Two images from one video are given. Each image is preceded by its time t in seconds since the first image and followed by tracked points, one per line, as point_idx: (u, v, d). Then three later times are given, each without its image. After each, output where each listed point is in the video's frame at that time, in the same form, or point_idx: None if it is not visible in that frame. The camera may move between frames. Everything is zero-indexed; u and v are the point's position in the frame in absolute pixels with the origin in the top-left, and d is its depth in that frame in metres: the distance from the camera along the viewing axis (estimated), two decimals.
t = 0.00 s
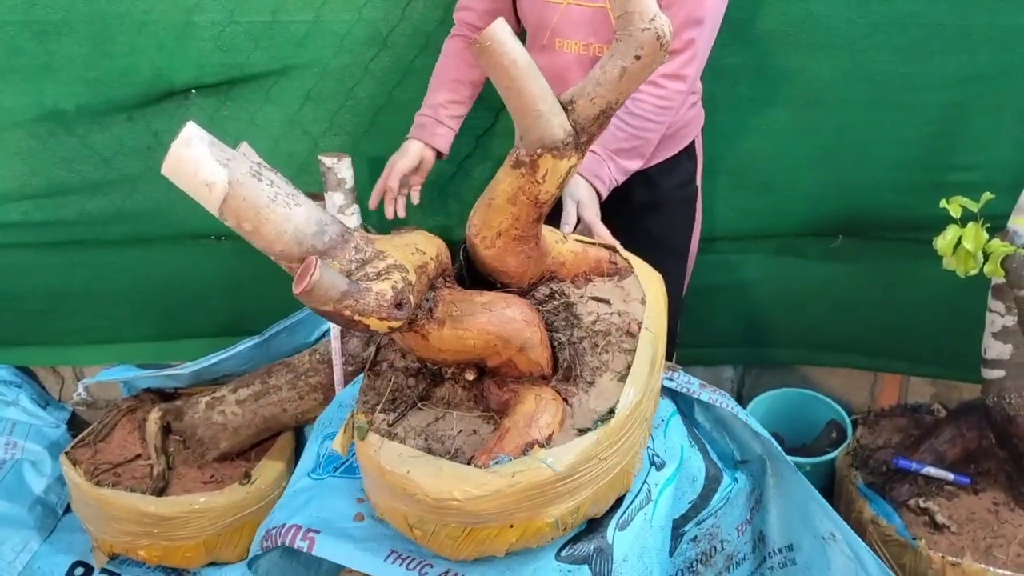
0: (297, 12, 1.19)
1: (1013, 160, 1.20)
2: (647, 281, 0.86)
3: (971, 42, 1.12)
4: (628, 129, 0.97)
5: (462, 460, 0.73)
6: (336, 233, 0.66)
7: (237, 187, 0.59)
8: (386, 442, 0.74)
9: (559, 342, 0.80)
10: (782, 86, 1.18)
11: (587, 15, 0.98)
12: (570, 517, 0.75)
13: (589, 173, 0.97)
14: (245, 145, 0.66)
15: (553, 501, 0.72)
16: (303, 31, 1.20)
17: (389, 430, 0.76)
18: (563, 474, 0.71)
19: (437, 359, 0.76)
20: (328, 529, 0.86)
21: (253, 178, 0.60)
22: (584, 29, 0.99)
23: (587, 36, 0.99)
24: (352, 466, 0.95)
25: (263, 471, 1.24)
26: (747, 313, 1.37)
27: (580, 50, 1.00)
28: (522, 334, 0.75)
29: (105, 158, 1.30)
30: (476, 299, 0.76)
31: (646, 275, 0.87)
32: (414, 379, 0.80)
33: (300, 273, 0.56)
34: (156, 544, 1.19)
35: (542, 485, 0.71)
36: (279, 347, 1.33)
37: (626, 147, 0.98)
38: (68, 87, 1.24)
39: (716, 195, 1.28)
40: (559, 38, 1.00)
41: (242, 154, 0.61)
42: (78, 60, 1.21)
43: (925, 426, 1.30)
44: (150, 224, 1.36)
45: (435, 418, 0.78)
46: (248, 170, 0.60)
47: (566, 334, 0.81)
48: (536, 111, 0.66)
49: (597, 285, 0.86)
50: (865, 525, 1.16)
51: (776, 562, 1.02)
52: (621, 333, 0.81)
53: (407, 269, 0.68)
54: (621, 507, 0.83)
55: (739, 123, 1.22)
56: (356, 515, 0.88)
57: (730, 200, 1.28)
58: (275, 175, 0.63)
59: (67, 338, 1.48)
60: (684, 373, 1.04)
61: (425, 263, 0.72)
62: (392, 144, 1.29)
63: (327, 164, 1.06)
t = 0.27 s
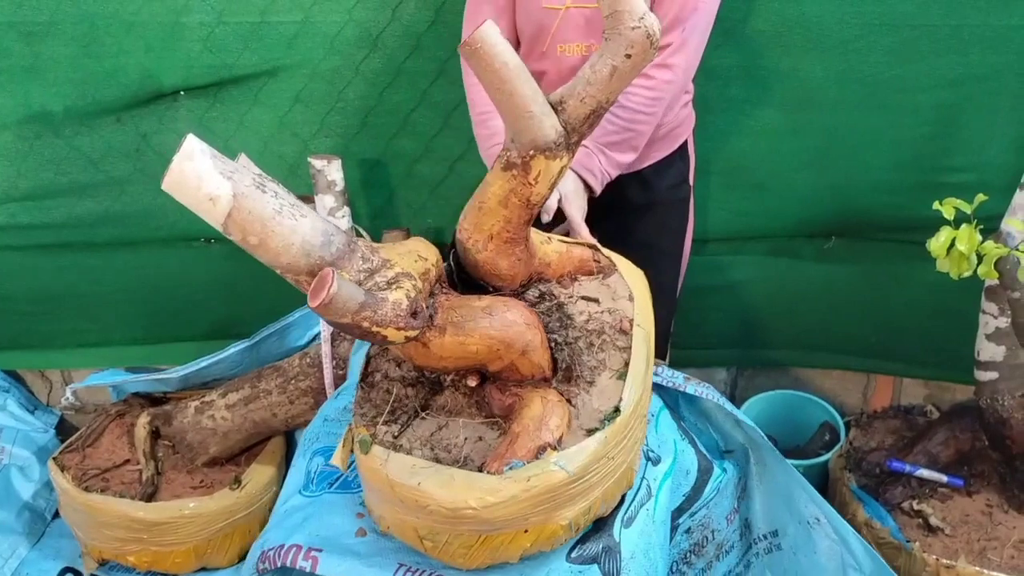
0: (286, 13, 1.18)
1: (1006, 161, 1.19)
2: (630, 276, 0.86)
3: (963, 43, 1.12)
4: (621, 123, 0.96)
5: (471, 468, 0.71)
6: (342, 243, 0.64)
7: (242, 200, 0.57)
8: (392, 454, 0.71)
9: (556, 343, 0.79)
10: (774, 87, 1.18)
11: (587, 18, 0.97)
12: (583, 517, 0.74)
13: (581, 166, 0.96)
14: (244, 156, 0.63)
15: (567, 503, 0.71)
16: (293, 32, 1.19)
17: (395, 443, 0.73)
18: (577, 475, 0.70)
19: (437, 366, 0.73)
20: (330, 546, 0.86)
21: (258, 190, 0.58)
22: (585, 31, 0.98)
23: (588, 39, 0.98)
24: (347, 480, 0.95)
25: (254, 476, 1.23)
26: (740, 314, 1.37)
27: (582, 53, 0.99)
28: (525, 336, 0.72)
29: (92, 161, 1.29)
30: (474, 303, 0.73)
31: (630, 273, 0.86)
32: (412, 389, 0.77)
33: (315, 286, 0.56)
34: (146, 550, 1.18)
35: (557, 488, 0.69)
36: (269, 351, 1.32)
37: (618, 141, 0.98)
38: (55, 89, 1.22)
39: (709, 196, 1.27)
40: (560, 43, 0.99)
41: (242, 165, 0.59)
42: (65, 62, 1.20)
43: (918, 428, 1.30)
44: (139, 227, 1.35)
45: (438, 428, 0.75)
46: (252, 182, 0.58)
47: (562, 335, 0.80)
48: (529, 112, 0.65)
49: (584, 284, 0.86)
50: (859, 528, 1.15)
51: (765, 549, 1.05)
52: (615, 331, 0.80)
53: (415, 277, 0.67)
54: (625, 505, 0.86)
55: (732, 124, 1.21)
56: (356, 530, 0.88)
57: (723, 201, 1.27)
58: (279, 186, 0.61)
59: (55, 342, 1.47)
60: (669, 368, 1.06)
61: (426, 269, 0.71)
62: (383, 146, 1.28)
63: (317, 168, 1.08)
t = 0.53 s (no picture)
0: (268, 20, 1.17)
1: (987, 165, 1.20)
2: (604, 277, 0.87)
3: (943, 48, 1.13)
4: (613, 124, 0.96)
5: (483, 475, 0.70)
6: (353, 258, 0.61)
7: (254, 218, 0.53)
8: (400, 469, 0.70)
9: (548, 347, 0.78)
10: (757, 92, 1.18)
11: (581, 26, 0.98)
12: (593, 516, 0.74)
13: (571, 166, 0.97)
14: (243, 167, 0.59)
15: (579, 504, 0.72)
16: (274, 39, 1.18)
17: (400, 458, 0.71)
18: (590, 474, 0.70)
19: (436, 377, 0.71)
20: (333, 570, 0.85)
21: (269, 207, 0.54)
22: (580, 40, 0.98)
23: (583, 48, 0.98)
24: (341, 500, 0.94)
25: (239, 485, 1.22)
26: (724, 318, 1.37)
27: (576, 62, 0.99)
28: (524, 341, 0.72)
29: (72, 169, 1.28)
30: (471, 310, 0.72)
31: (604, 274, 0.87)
32: (406, 402, 0.74)
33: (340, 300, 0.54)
34: (130, 562, 1.16)
35: (571, 489, 0.70)
36: (253, 359, 1.31)
37: (610, 142, 0.97)
38: (33, 97, 1.21)
39: (693, 201, 1.27)
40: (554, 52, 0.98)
41: (246, 179, 0.55)
42: (44, 70, 1.19)
43: (903, 429, 1.31)
44: (121, 235, 1.34)
45: (441, 439, 0.73)
46: (262, 199, 0.54)
47: (552, 339, 0.79)
48: (514, 117, 0.64)
49: (561, 287, 0.85)
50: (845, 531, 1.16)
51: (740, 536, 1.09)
52: (602, 331, 0.80)
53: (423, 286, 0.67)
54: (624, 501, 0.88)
55: (715, 128, 1.21)
56: (358, 552, 0.86)
57: (707, 206, 1.27)
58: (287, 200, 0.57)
59: (37, 351, 1.45)
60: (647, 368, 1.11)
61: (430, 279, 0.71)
62: (367, 152, 1.28)
63: (300, 175, 1.07)
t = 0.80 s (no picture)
0: (254, 20, 1.16)
1: (974, 158, 1.21)
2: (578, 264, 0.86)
3: (928, 42, 1.13)
4: (611, 117, 0.96)
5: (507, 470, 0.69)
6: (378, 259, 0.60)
7: (285, 227, 0.51)
8: (423, 471, 0.68)
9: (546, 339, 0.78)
10: (745, 88, 1.18)
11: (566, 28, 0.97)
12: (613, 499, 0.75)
13: (571, 158, 0.95)
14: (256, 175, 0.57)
15: (604, 488, 0.71)
16: (261, 39, 1.18)
17: (421, 461, 0.69)
18: (611, 457, 0.70)
19: (445, 376, 0.70)
20: None
21: (297, 214, 0.52)
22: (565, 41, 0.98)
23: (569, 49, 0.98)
24: (346, 513, 0.91)
25: (230, 488, 1.21)
26: (714, 315, 1.37)
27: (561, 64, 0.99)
28: (529, 334, 0.72)
29: (58, 172, 1.27)
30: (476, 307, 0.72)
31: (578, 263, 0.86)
32: (412, 405, 0.74)
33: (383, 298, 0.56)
34: (121, 566, 1.16)
35: (596, 474, 0.69)
36: (243, 361, 1.31)
37: (609, 136, 0.97)
38: (18, 100, 1.20)
39: (682, 198, 1.27)
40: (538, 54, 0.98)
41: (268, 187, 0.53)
42: (28, 72, 1.18)
43: (892, 423, 1.32)
44: (108, 238, 1.33)
45: (456, 438, 0.72)
46: (290, 206, 0.52)
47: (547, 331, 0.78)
48: (503, 111, 0.65)
49: (539, 280, 0.84)
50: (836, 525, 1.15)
51: (711, 510, 1.15)
52: (590, 317, 0.80)
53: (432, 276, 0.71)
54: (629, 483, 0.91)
55: (704, 125, 1.22)
56: (376, 564, 0.84)
57: (696, 202, 1.27)
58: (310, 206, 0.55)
59: (24, 356, 1.44)
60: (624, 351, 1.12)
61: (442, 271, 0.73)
62: (355, 152, 1.27)
63: (288, 176, 1.07)
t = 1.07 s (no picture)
0: (246, 21, 1.16)
1: (967, 157, 1.21)
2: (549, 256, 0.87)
3: (921, 41, 1.13)
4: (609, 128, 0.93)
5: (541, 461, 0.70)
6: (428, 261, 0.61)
7: (349, 232, 0.52)
8: (461, 471, 0.68)
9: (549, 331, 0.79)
10: (739, 87, 1.18)
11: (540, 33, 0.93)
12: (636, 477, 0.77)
13: (579, 179, 0.91)
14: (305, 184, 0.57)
15: (632, 467, 0.73)
16: (253, 40, 1.17)
17: (457, 462, 0.70)
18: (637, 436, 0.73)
19: (465, 375, 0.72)
20: None
21: (357, 219, 0.53)
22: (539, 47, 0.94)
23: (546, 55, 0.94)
24: (364, 526, 0.90)
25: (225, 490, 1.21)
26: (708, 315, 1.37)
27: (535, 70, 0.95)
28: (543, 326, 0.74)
29: (49, 175, 1.26)
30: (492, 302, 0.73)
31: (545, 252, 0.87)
32: (429, 409, 0.75)
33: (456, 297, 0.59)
34: (115, 570, 1.15)
35: (628, 454, 0.71)
36: (237, 364, 1.29)
37: (610, 148, 0.93)
38: (8, 102, 1.19)
39: (676, 197, 1.27)
40: (511, 60, 0.94)
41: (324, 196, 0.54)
42: (19, 74, 1.17)
43: (888, 421, 1.32)
44: (100, 241, 1.33)
45: (482, 436, 0.72)
46: (350, 212, 0.53)
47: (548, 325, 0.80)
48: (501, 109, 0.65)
49: (519, 274, 0.85)
50: (831, 524, 1.15)
51: (679, 485, 1.16)
52: (579, 307, 0.82)
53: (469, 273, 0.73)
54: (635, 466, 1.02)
55: (698, 124, 1.21)
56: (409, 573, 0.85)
57: (690, 202, 1.27)
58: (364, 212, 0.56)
59: (16, 360, 1.43)
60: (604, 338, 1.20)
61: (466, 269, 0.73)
62: (348, 153, 1.27)
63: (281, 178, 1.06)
